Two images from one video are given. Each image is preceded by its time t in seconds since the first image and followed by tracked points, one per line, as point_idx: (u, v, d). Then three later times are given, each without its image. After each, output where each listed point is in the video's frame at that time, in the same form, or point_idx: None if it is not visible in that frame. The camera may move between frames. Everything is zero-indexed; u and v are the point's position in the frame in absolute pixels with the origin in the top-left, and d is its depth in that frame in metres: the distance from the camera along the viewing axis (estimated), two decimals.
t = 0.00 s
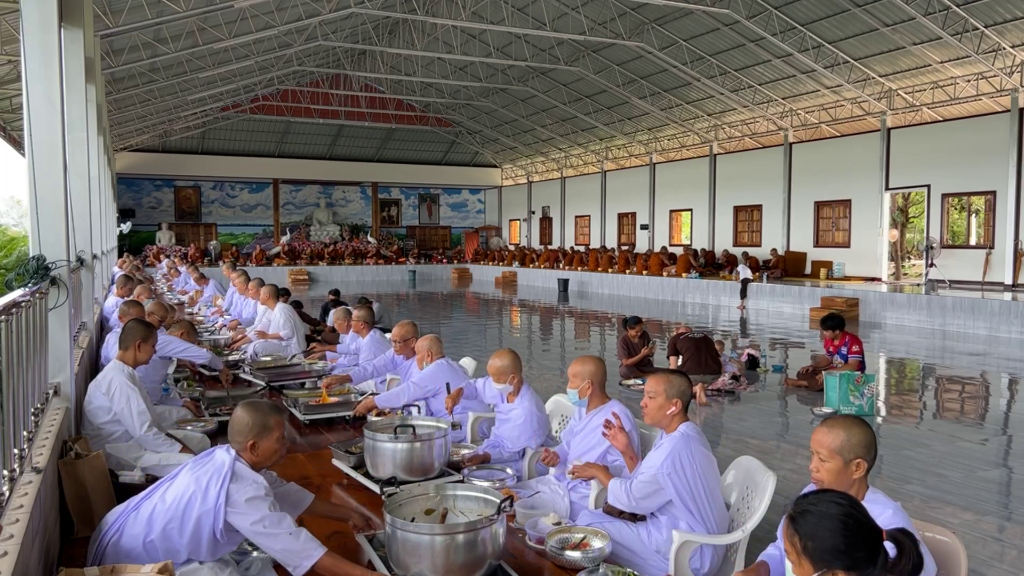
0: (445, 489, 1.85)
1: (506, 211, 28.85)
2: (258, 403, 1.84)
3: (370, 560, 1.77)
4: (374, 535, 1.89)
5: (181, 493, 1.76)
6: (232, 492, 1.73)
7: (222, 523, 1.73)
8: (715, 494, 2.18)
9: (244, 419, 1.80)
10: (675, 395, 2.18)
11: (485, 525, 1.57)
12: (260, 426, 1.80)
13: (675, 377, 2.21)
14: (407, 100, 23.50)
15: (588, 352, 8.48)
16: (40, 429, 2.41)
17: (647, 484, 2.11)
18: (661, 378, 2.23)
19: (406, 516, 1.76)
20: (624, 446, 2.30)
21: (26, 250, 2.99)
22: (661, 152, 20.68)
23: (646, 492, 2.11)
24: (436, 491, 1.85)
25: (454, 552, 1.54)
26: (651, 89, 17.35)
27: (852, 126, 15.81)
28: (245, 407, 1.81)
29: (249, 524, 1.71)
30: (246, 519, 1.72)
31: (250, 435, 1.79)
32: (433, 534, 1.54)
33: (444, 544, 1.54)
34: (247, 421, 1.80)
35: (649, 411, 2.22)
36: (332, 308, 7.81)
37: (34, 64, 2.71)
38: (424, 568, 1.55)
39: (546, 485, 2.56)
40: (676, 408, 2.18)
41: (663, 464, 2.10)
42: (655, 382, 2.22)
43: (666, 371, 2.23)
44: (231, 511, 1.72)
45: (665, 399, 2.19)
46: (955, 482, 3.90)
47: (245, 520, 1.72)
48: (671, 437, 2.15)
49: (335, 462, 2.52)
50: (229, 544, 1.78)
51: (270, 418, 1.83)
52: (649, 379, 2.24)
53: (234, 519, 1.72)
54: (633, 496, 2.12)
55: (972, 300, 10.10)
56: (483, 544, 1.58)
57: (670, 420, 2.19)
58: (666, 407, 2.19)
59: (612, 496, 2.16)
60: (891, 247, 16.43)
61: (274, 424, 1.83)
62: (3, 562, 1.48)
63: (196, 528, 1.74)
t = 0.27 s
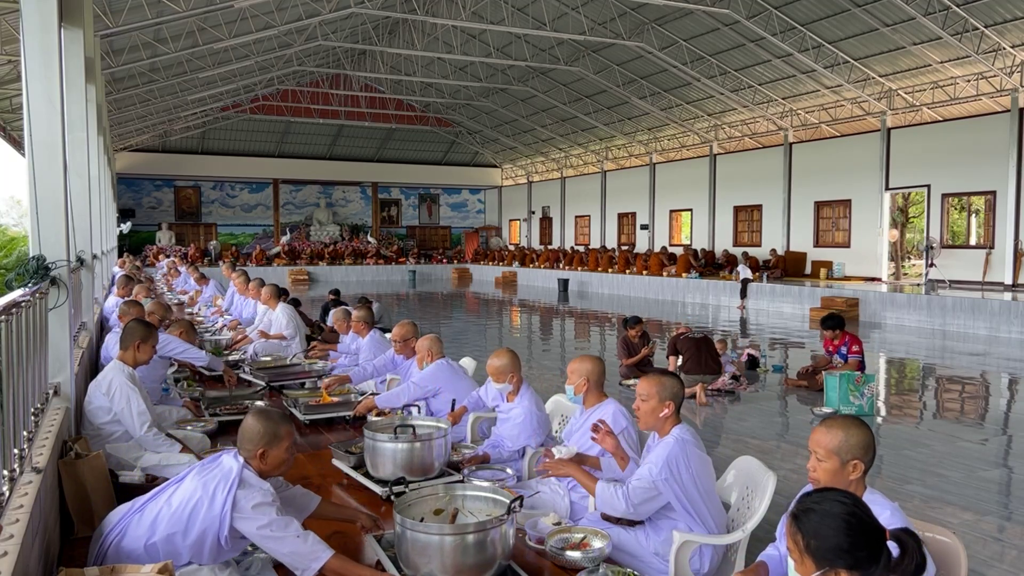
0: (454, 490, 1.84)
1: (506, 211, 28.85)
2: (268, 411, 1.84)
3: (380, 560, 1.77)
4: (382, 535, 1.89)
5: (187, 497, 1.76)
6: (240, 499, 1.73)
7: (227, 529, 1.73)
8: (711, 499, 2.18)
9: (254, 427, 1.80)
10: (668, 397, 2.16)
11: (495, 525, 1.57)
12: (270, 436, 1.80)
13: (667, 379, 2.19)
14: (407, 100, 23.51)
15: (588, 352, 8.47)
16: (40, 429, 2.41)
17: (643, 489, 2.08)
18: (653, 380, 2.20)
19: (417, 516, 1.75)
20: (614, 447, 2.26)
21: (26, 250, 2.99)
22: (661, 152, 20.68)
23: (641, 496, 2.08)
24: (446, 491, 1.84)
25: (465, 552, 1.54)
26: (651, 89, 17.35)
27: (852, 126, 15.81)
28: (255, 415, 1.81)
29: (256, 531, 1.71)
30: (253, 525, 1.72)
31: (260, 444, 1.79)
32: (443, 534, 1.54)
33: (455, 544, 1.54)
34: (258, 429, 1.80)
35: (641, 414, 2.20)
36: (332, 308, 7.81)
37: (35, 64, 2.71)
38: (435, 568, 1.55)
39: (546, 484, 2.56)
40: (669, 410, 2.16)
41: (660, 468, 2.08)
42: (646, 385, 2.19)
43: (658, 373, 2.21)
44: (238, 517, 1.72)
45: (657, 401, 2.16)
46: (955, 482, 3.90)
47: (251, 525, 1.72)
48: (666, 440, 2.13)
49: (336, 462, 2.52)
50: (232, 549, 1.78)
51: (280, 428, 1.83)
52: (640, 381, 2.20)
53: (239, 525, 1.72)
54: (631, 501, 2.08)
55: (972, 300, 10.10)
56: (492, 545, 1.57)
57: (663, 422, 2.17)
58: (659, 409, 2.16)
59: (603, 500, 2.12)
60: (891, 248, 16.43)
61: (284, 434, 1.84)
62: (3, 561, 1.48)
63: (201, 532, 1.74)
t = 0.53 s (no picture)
0: (463, 489, 1.83)
1: (506, 211, 28.85)
2: (277, 418, 1.84)
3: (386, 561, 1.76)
4: (390, 535, 1.88)
5: (191, 501, 1.75)
6: (246, 504, 1.73)
7: (232, 534, 1.73)
8: (703, 501, 2.19)
9: (263, 433, 1.81)
10: (653, 400, 2.16)
11: (505, 525, 1.57)
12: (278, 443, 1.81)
13: (649, 382, 2.18)
14: (407, 100, 23.51)
15: (588, 352, 8.48)
16: (40, 429, 2.41)
17: (637, 492, 2.04)
18: (636, 383, 2.20)
19: (426, 516, 1.74)
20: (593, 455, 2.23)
21: (25, 250, 2.99)
22: (661, 152, 20.68)
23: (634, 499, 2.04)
24: (455, 491, 1.83)
25: (475, 552, 1.54)
26: (651, 89, 17.36)
27: (852, 126, 15.81)
28: (264, 421, 1.82)
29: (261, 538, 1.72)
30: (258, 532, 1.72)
31: (268, 451, 1.81)
32: (452, 534, 1.53)
33: (465, 543, 1.53)
34: (267, 435, 1.81)
35: (625, 418, 2.19)
36: (332, 308, 7.82)
37: (35, 64, 2.71)
38: (445, 568, 1.54)
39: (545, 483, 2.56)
40: (653, 413, 2.15)
41: (651, 471, 2.07)
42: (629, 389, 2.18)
43: (640, 376, 2.20)
44: (243, 522, 1.73)
45: (641, 405, 2.16)
46: (955, 482, 3.90)
47: (258, 530, 1.72)
48: (654, 442, 2.12)
49: (335, 462, 2.52)
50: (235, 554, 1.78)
51: (288, 436, 1.84)
52: (623, 385, 2.20)
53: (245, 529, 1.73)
54: (626, 503, 2.04)
55: (972, 300, 10.10)
56: (501, 545, 1.57)
57: (648, 426, 2.17)
58: (643, 413, 2.16)
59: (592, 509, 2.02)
60: (891, 248, 16.43)
61: (293, 441, 1.86)
62: (4, 562, 1.48)
63: (204, 535, 1.74)
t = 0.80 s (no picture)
0: (466, 489, 1.83)
1: (506, 211, 28.85)
2: (275, 414, 1.85)
3: (387, 559, 1.76)
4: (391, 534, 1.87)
5: (189, 496, 1.75)
6: (239, 496, 1.72)
7: (229, 528, 1.72)
8: (699, 502, 2.20)
9: (260, 428, 1.81)
10: (639, 406, 2.09)
11: (506, 526, 1.57)
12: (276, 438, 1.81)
13: (634, 387, 2.10)
14: (407, 100, 23.51)
15: (588, 352, 8.48)
16: (40, 428, 2.41)
17: (637, 504, 1.97)
18: (620, 390, 2.11)
19: (428, 515, 1.74)
20: (579, 470, 2.14)
21: (25, 250, 2.99)
22: (661, 152, 20.68)
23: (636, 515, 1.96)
24: (458, 491, 1.83)
25: (476, 551, 1.54)
26: (651, 89, 17.35)
27: (852, 126, 15.81)
28: (260, 415, 1.82)
29: (251, 533, 1.69)
30: (249, 525, 1.69)
31: (267, 446, 1.81)
32: (453, 534, 1.53)
33: (466, 543, 1.53)
34: (265, 429, 1.81)
35: (610, 425, 2.11)
36: (332, 308, 7.82)
37: (35, 64, 2.71)
38: (446, 567, 1.54)
39: (545, 484, 2.56)
40: (639, 420, 2.09)
41: (645, 480, 2.00)
42: (613, 397, 2.10)
43: (624, 381, 2.12)
44: (237, 516, 1.71)
45: (627, 412, 2.09)
46: (955, 482, 3.90)
47: (249, 523, 1.70)
48: (644, 449, 2.06)
49: (335, 462, 2.51)
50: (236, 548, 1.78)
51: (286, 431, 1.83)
52: (608, 391, 2.11)
53: (239, 524, 1.71)
54: (628, 519, 1.95)
55: (972, 300, 10.10)
56: (503, 546, 1.57)
57: (634, 433, 2.10)
58: (629, 420, 2.09)
59: (597, 528, 1.92)
60: (891, 247, 16.43)
61: (294, 433, 1.87)
62: (3, 562, 1.48)
63: (203, 531, 1.73)
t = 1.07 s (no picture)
0: (468, 489, 1.83)
1: (506, 211, 28.85)
2: (249, 390, 1.86)
3: (389, 558, 1.75)
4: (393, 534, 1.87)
5: (179, 483, 1.76)
6: (227, 479, 1.73)
7: (220, 510, 1.73)
8: (699, 504, 2.19)
9: (235, 408, 1.82)
10: (633, 412, 2.06)
11: (508, 525, 1.57)
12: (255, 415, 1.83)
13: (628, 392, 2.06)
14: (407, 100, 23.51)
15: (588, 352, 8.48)
16: (40, 429, 2.41)
17: (636, 513, 1.95)
18: (614, 395, 2.08)
19: (430, 515, 1.74)
20: (576, 477, 2.12)
21: (25, 250, 2.98)
22: (661, 152, 20.68)
23: (636, 523, 1.95)
24: (460, 491, 1.83)
25: (478, 551, 1.53)
26: (651, 89, 17.35)
27: (852, 126, 15.81)
28: (234, 394, 1.84)
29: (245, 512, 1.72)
30: (243, 505, 1.72)
31: (246, 423, 1.82)
32: (455, 534, 1.53)
33: (467, 543, 1.53)
34: (241, 407, 1.82)
35: (604, 430, 2.08)
36: (332, 308, 7.82)
37: (35, 64, 2.71)
38: (449, 567, 1.54)
39: (546, 484, 2.56)
40: (633, 425, 2.06)
41: (642, 488, 1.99)
42: (607, 402, 2.06)
43: (618, 386, 2.08)
44: (229, 497, 1.73)
45: (621, 417, 2.05)
46: (955, 482, 3.90)
47: (243, 503, 1.72)
48: (640, 456, 2.04)
49: (335, 462, 2.51)
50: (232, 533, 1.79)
51: (262, 408, 1.85)
52: (602, 397, 2.07)
53: (232, 506, 1.72)
54: (629, 530, 1.93)
55: (972, 300, 10.10)
56: (505, 546, 1.57)
57: (627, 437, 2.08)
58: (623, 425, 2.06)
59: (596, 535, 1.91)
60: (891, 248, 16.42)
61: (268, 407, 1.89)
62: (3, 562, 1.48)
63: (197, 518, 1.74)
